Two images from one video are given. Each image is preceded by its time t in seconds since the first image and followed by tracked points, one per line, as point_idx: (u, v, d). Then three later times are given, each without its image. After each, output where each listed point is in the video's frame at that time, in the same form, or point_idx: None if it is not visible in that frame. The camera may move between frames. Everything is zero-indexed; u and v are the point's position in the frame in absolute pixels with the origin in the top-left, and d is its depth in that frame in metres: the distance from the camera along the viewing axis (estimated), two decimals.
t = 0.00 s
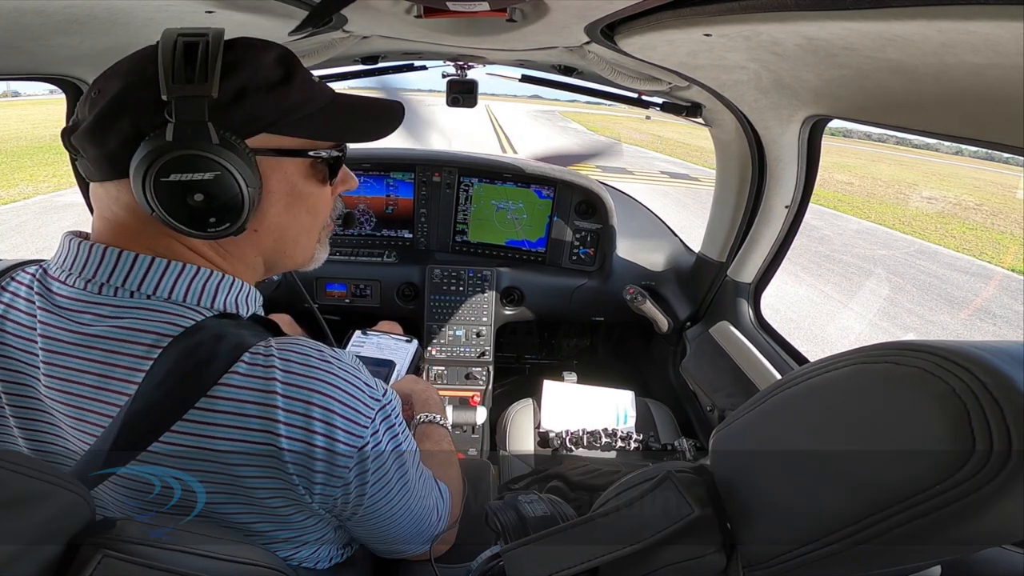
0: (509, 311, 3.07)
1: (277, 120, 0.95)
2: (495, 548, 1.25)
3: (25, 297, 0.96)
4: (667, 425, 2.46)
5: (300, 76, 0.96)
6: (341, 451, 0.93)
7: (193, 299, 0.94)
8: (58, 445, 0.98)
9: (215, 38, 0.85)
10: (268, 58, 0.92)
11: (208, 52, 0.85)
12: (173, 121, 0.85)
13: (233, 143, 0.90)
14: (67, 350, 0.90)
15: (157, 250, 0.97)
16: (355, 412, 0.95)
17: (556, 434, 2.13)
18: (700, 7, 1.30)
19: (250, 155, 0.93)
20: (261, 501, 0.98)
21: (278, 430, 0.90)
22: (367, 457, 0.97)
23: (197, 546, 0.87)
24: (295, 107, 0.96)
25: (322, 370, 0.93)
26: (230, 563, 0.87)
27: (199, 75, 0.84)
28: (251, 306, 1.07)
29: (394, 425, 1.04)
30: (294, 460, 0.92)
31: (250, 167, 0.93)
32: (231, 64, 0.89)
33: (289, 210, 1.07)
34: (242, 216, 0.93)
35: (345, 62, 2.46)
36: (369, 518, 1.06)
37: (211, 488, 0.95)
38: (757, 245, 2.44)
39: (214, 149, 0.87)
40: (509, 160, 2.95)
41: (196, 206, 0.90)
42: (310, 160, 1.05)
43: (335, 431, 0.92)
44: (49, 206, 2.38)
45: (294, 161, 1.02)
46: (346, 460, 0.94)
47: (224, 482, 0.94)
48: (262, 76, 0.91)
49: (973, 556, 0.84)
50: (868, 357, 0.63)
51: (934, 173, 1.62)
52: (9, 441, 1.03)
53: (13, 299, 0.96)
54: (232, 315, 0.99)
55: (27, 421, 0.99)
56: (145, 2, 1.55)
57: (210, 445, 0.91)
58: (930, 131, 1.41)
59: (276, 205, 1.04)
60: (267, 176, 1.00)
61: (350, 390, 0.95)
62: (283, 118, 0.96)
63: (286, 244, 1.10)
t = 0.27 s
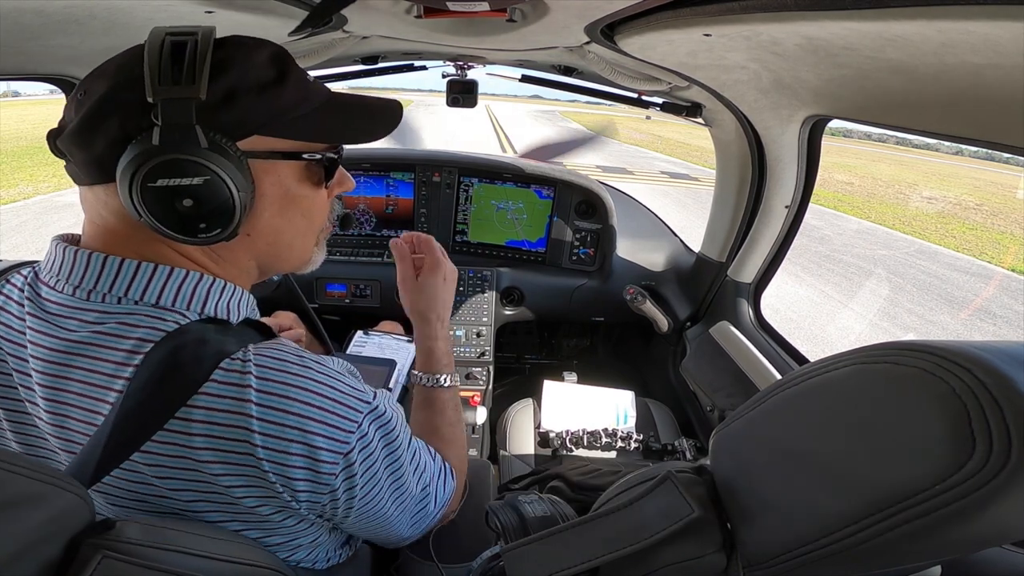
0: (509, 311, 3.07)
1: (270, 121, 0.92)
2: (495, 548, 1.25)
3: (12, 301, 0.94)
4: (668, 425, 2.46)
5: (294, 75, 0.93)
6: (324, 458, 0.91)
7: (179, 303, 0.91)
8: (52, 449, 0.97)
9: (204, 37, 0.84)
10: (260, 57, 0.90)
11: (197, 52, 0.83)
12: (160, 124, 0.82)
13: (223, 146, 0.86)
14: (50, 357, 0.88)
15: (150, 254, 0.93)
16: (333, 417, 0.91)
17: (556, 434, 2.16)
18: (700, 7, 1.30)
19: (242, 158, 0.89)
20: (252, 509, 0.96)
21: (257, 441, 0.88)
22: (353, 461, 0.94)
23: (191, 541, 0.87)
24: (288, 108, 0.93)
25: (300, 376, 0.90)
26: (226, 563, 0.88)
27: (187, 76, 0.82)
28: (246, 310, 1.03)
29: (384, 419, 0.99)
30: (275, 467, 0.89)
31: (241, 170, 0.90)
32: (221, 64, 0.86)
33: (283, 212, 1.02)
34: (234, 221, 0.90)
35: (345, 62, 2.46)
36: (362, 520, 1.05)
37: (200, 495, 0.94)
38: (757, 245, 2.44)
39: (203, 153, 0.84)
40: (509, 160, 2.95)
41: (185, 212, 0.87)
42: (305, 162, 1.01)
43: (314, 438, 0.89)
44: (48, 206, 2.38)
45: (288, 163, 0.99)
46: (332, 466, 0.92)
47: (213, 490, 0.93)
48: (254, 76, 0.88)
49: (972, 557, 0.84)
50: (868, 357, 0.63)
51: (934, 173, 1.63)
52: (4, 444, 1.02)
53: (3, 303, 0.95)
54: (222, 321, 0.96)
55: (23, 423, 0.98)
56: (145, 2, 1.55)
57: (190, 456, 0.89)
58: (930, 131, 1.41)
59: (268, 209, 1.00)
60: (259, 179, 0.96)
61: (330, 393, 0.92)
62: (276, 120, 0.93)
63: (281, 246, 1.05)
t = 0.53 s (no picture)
0: (509, 311, 3.07)
1: (274, 124, 0.92)
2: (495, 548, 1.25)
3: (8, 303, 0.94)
4: (668, 425, 2.46)
5: (298, 77, 0.93)
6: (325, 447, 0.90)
7: (171, 304, 0.90)
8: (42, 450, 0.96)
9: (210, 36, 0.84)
10: (265, 59, 0.90)
11: (204, 53, 0.82)
12: (166, 126, 0.82)
13: (226, 149, 0.86)
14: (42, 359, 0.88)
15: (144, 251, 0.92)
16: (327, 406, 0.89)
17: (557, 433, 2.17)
18: (700, 7, 1.30)
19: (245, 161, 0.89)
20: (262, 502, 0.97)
21: (253, 440, 0.87)
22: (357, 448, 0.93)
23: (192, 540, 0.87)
24: (292, 111, 0.93)
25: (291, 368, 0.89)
26: (226, 563, 0.88)
27: (195, 78, 0.82)
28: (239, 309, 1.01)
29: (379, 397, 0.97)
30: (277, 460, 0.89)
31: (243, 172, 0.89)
32: (227, 66, 0.86)
33: (280, 216, 1.02)
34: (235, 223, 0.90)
35: (346, 62, 2.46)
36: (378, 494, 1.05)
37: (202, 499, 0.93)
38: (757, 245, 2.44)
39: (208, 156, 0.84)
40: (509, 160, 2.95)
41: (187, 214, 0.86)
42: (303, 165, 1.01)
43: (312, 428, 0.88)
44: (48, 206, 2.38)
45: (286, 166, 0.99)
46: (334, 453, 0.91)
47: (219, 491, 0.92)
48: (259, 79, 0.88)
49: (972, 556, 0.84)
50: (868, 357, 0.63)
51: (935, 173, 1.63)
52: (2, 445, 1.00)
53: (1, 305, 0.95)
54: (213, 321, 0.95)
55: (15, 424, 0.97)
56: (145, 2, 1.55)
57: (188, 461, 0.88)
58: (930, 131, 1.41)
59: (265, 212, 1.00)
60: (258, 181, 0.96)
61: (323, 382, 0.90)
62: (280, 123, 0.93)
63: (275, 249, 1.04)
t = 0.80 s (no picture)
0: (509, 311, 3.07)
1: (271, 120, 0.92)
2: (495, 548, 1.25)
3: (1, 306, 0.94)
4: (668, 425, 2.46)
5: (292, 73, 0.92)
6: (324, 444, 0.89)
7: (167, 299, 0.91)
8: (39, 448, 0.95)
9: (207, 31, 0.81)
10: (258, 55, 0.89)
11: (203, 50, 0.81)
12: (172, 123, 0.82)
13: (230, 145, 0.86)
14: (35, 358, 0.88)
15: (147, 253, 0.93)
16: (324, 402, 0.89)
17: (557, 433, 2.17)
18: (700, 7, 1.30)
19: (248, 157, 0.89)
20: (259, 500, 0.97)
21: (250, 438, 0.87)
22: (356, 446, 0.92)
23: (193, 540, 0.87)
24: (288, 107, 0.92)
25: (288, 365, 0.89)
26: (229, 563, 0.89)
27: (198, 75, 0.81)
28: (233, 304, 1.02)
29: (377, 394, 0.96)
30: (274, 457, 0.89)
31: (246, 167, 0.90)
32: (225, 62, 0.85)
33: (276, 209, 1.03)
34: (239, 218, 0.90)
35: (346, 62, 2.46)
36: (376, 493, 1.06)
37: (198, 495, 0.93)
38: (757, 245, 2.44)
39: (214, 150, 0.84)
40: (509, 160, 2.95)
41: (194, 209, 0.86)
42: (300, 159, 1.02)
43: (310, 424, 0.88)
44: (48, 206, 2.38)
45: (282, 159, 1.00)
46: (333, 450, 0.90)
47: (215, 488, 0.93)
48: (255, 74, 0.88)
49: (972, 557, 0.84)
50: (869, 356, 0.63)
51: (935, 173, 1.63)
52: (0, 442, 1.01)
53: None
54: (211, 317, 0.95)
55: (15, 422, 0.96)
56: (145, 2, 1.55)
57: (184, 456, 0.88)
58: (930, 131, 1.41)
59: (262, 206, 1.01)
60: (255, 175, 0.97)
61: (323, 378, 0.90)
62: (278, 118, 0.92)
63: (271, 242, 1.05)
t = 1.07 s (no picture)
0: (509, 311, 3.07)
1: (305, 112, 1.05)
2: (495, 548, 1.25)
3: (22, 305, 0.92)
4: (668, 425, 2.46)
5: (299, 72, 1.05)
6: (356, 448, 0.91)
7: (197, 293, 0.88)
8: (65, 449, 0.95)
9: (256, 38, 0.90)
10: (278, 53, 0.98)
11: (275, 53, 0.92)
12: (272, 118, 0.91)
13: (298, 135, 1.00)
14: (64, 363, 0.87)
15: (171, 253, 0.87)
16: (367, 407, 0.91)
17: (556, 433, 2.16)
18: (700, 7, 1.30)
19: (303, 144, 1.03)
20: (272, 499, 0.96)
21: (285, 437, 0.87)
22: (380, 449, 0.95)
23: (196, 540, 0.86)
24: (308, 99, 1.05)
25: (331, 362, 0.89)
26: (235, 563, 0.88)
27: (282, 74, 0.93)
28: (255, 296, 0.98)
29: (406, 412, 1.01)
30: (305, 458, 0.90)
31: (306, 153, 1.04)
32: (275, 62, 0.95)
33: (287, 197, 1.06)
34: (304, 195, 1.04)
35: (345, 62, 2.46)
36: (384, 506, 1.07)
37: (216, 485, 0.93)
38: (757, 245, 2.43)
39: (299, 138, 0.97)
40: (509, 160, 2.95)
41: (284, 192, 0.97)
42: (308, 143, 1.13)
43: (346, 427, 0.89)
44: (48, 206, 2.38)
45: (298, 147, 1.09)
46: (361, 453, 0.92)
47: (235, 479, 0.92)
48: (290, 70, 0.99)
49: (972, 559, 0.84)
50: (868, 357, 0.63)
51: (935, 173, 1.63)
52: (7, 441, 1.01)
53: (12, 304, 0.92)
54: (237, 309, 0.93)
55: (30, 425, 0.96)
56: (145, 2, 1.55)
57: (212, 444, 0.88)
58: (930, 131, 1.41)
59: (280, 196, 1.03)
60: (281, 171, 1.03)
61: (359, 381, 0.91)
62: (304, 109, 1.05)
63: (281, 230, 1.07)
